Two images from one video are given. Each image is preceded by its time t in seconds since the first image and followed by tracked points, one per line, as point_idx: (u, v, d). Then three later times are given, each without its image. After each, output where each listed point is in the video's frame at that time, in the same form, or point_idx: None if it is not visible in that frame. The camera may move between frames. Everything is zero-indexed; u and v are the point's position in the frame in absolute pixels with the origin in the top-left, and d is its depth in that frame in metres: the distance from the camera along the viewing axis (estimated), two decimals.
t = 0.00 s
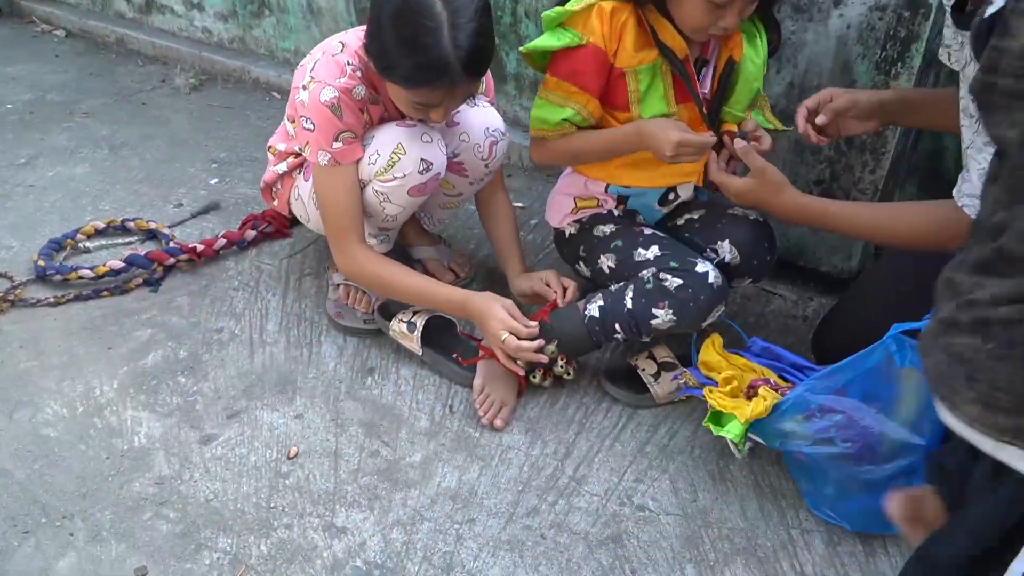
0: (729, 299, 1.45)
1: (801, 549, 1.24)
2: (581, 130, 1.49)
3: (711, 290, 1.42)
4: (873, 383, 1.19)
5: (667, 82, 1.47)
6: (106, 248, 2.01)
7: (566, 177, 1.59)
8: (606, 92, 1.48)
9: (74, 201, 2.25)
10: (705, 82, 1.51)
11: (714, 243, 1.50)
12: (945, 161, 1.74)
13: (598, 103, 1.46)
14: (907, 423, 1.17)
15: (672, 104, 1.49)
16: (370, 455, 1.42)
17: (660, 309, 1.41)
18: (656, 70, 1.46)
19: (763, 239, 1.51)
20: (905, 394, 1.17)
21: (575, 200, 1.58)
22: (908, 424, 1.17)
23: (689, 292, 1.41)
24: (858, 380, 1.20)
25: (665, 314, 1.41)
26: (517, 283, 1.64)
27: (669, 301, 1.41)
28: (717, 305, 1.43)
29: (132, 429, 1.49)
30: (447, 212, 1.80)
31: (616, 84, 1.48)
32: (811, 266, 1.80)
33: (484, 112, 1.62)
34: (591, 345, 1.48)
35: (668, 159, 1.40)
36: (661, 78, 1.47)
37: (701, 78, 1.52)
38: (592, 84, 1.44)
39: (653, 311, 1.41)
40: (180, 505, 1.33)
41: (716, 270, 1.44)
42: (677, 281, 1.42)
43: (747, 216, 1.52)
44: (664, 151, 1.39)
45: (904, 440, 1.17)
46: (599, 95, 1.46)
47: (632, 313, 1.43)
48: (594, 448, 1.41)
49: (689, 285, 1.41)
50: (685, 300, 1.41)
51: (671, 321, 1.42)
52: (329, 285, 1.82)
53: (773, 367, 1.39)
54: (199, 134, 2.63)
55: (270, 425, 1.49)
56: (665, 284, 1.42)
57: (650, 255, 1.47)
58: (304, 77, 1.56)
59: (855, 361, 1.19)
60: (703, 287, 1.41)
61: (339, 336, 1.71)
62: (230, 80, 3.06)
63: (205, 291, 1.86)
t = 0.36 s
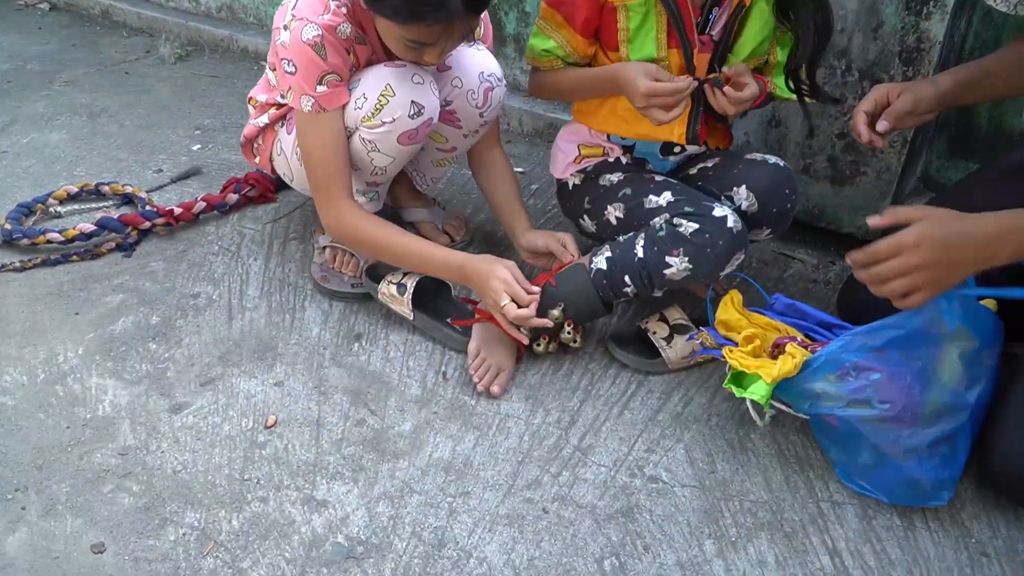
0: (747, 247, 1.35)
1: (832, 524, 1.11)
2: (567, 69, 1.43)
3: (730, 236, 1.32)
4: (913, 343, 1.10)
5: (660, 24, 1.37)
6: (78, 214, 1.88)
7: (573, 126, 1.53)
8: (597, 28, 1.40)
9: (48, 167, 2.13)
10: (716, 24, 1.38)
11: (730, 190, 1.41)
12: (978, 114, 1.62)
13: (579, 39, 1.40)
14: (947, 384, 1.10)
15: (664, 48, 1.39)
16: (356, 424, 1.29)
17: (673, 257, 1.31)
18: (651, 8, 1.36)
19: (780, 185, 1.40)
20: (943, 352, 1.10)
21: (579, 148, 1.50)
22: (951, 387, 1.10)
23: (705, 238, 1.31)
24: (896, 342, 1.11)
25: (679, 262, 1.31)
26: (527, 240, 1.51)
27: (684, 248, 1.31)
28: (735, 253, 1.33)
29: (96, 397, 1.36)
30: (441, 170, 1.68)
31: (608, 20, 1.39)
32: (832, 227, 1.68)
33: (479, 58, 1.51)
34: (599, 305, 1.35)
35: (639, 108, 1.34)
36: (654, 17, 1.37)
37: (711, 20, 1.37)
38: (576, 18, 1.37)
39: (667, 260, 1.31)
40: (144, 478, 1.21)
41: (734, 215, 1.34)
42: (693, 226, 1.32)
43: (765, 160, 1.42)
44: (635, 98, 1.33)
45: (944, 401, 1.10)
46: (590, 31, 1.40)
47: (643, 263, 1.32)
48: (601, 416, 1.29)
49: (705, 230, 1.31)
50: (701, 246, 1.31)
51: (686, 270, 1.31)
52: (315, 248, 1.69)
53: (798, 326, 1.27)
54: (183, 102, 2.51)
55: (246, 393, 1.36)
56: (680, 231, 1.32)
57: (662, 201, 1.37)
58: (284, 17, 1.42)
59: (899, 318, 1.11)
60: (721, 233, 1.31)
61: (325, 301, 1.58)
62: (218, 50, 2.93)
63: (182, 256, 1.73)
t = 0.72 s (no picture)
0: (751, 218, 1.29)
1: (838, 500, 1.05)
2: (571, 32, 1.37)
3: (733, 206, 1.25)
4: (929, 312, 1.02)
5: None
6: (55, 190, 1.82)
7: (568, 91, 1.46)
8: None
9: (26, 144, 2.06)
10: None
11: (731, 151, 1.35)
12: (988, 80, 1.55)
13: None
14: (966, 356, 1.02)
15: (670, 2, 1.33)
16: (336, 399, 1.23)
17: (674, 227, 1.25)
18: None
19: (785, 142, 1.35)
20: (961, 323, 1.01)
21: (575, 113, 1.43)
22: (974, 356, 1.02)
23: (709, 207, 1.24)
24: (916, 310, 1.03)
25: (680, 233, 1.25)
26: (522, 207, 1.45)
27: (685, 218, 1.25)
28: (739, 224, 1.27)
29: (65, 372, 1.30)
30: (430, 137, 1.62)
31: None
32: (836, 200, 1.62)
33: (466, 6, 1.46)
34: (594, 277, 1.29)
35: (654, 63, 1.27)
36: None
37: None
38: None
39: (667, 231, 1.25)
40: (111, 454, 1.14)
41: (738, 184, 1.28)
42: (695, 195, 1.25)
43: (770, 120, 1.37)
44: (651, 51, 1.26)
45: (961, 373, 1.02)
46: None
47: (642, 235, 1.25)
48: (593, 391, 1.22)
49: (708, 200, 1.24)
50: (703, 217, 1.24)
51: (687, 242, 1.25)
52: (298, 222, 1.63)
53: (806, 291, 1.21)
54: (168, 81, 2.44)
55: (221, 367, 1.30)
56: (681, 201, 1.25)
57: (662, 169, 1.31)
58: None
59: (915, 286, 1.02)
60: (725, 204, 1.25)
61: (307, 276, 1.52)
62: (206, 31, 2.86)
63: (161, 231, 1.66)
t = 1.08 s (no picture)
0: (751, 214, 1.28)
1: (837, 496, 1.04)
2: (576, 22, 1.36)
3: (733, 203, 1.24)
4: (926, 309, 1.01)
5: None
6: (50, 185, 1.81)
7: (572, 82, 1.45)
8: None
9: (22, 139, 2.05)
10: None
11: (734, 145, 1.34)
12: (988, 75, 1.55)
13: None
14: (961, 354, 1.01)
15: None
16: (331, 394, 1.21)
17: (673, 224, 1.23)
18: None
19: (789, 138, 1.34)
20: (963, 322, 1.00)
21: (576, 104, 1.43)
22: (971, 355, 1.01)
23: (710, 204, 1.23)
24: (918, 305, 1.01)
25: (679, 229, 1.23)
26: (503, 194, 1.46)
27: (684, 215, 1.23)
28: (738, 221, 1.26)
29: (58, 367, 1.28)
30: (422, 128, 1.60)
31: None
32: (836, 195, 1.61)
33: None
34: (591, 273, 1.28)
35: (665, 50, 1.25)
36: None
37: None
38: None
39: (665, 227, 1.23)
40: (103, 449, 1.13)
41: (738, 181, 1.27)
42: (695, 192, 1.24)
43: (773, 115, 1.36)
44: (663, 36, 1.25)
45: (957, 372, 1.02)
46: None
47: (641, 231, 1.24)
48: (590, 386, 1.21)
49: (708, 197, 1.23)
50: (703, 213, 1.23)
51: (687, 239, 1.24)
52: (294, 217, 1.62)
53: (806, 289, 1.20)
54: (165, 77, 2.43)
55: (215, 363, 1.28)
56: (682, 197, 1.24)
57: (662, 164, 1.29)
58: None
59: (911, 282, 1.01)
60: (726, 201, 1.24)
61: (302, 271, 1.50)
62: (203, 27, 2.85)
63: (156, 226, 1.65)
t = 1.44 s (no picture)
0: (763, 206, 1.25)
1: (852, 489, 1.03)
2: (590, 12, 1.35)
3: (745, 194, 1.21)
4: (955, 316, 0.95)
5: None
6: (52, 177, 1.79)
7: (583, 73, 1.44)
8: None
9: (23, 132, 2.03)
10: None
11: (750, 135, 1.33)
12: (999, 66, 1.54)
13: None
14: (987, 363, 0.96)
15: None
16: (336, 385, 1.20)
17: (683, 214, 1.22)
18: None
19: (806, 130, 1.32)
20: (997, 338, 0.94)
21: (586, 94, 1.41)
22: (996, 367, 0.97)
23: (721, 194, 1.21)
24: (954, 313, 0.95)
25: (690, 220, 1.22)
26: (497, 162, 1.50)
27: (695, 205, 1.21)
28: (750, 211, 1.23)
29: (59, 358, 1.27)
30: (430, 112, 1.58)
31: None
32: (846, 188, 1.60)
33: None
34: (600, 265, 1.27)
35: (683, 37, 1.23)
36: None
37: None
38: None
39: (676, 218, 1.22)
40: (106, 441, 1.11)
41: (750, 171, 1.24)
42: (706, 181, 1.21)
43: (789, 106, 1.34)
44: (681, 22, 1.22)
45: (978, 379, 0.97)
46: None
47: (650, 222, 1.23)
48: (600, 378, 1.20)
49: (719, 187, 1.21)
50: (714, 203, 1.21)
51: (697, 230, 1.22)
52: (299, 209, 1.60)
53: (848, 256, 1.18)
54: (167, 70, 2.42)
55: (219, 354, 1.27)
56: (692, 187, 1.22)
57: (672, 154, 1.27)
58: None
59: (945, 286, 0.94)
60: (736, 188, 1.21)
61: (307, 263, 1.49)
62: (205, 22, 2.84)
63: (158, 218, 1.63)
